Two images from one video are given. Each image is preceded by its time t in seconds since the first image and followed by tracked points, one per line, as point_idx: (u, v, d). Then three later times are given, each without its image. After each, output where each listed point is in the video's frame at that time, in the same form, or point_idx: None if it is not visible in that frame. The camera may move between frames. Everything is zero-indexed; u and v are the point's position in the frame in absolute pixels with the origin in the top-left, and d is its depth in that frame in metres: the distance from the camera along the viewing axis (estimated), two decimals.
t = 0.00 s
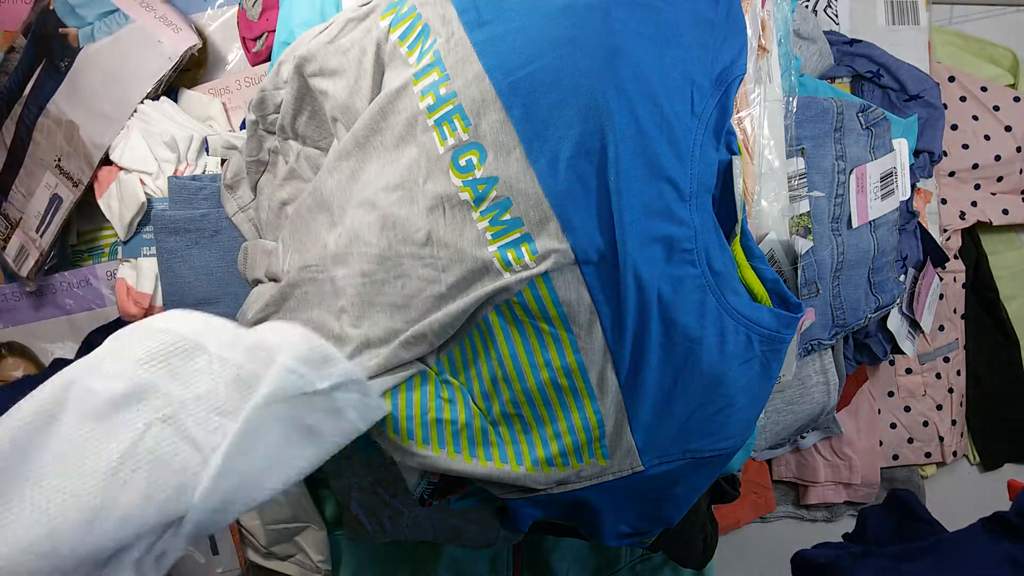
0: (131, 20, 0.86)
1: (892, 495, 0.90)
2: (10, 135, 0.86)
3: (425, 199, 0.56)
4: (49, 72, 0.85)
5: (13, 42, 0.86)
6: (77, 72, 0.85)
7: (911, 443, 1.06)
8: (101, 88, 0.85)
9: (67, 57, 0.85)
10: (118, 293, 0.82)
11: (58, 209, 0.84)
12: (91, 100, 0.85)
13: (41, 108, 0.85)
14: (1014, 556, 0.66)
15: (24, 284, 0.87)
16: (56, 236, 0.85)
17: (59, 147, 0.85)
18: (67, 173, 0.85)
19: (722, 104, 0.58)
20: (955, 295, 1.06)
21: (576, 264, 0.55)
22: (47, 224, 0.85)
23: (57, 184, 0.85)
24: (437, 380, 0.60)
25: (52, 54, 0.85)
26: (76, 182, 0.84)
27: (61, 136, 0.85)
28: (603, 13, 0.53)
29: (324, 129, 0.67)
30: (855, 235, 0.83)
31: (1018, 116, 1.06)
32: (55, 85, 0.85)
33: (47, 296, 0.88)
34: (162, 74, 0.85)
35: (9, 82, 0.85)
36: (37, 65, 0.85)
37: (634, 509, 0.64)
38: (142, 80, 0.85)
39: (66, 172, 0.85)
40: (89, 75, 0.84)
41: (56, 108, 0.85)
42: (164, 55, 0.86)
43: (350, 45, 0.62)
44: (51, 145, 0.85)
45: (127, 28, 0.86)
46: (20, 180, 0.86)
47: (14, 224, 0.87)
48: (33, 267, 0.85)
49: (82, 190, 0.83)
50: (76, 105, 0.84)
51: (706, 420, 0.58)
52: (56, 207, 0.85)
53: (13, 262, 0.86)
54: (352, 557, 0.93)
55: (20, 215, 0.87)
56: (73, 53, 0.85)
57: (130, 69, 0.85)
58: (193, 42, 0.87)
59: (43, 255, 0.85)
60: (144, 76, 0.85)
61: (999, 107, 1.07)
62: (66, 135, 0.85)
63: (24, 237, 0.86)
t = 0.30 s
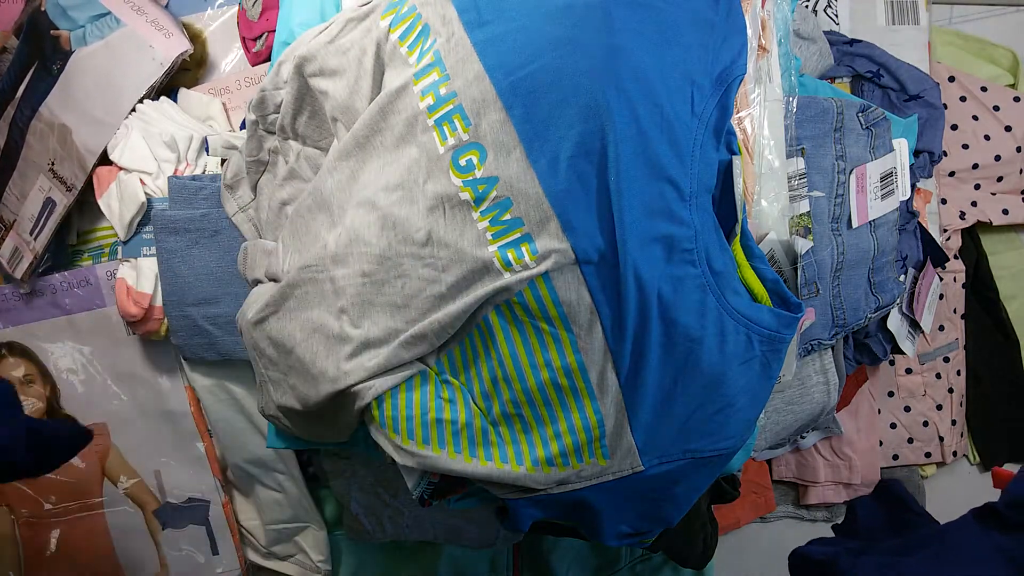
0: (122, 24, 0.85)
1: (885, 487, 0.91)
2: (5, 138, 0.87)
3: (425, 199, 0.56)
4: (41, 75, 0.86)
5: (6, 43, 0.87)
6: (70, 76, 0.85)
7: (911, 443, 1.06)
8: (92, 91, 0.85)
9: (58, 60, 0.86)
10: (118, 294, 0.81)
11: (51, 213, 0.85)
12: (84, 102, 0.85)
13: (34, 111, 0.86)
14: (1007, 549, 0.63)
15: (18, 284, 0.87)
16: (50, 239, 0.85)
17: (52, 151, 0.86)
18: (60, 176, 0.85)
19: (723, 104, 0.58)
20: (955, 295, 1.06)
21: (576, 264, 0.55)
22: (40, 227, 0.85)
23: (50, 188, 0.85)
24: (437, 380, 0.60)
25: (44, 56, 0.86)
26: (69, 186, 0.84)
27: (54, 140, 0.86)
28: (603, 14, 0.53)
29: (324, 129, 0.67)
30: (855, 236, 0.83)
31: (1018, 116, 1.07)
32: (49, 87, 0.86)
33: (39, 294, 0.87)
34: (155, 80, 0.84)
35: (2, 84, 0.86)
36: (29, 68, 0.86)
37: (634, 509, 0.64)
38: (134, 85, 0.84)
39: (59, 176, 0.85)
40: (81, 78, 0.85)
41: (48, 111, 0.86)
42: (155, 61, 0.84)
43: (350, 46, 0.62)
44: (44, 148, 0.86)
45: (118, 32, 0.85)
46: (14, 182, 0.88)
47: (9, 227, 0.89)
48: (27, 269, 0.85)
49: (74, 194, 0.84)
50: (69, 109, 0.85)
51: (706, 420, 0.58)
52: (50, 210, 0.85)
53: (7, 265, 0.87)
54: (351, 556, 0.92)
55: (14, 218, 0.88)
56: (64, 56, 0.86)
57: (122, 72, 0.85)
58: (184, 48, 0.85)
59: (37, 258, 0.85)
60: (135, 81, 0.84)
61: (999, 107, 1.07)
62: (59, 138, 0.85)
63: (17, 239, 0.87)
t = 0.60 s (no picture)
0: (119, 25, 0.85)
1: (884, 490, 0.91)
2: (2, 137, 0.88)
3: (425, 199, 0.56)
4: (38, 75, 0.86)
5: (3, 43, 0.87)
6: (66, 78, 0.85)
7: (911, 443, 1.05)
8: (89, 94, 0.85)
9: (55, 61, 0.86)
10: (118, 294, 0.81)
11: (47, 214, 0.85)
12: (81, 102, 0.85)
13: (31, 111, 0.86)
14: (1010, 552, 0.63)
15: (14, 284, 0.87)
16: (46, 240, 0.85)
17: (48, 152, 0.86)
18: (56, 177, 0.85)
19: (723, 104, 0.58)
20: (955, 295, 1.06)
21: (577, 264, 0.55)
22: (36, 227, 0.85)
23: (46, 189, 0.85)
24: (437, 380, 0.60)
25: (41, 57, 0.86)
26: (65, 188, 0.84)
27: (51, 140, 0.86)
28: (603, 14, 0.53)
29: (323, 129, 0.67)
30: (855, 235, 0.83)
31: (1018, 116, 1.07)
32: (45, 87, 0.86)
33: (35, 293, 0.86)
34: (151, 82, 0.84)
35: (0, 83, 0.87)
36: (25, 68, 0.86)
37: (634, 509, 0.64)
38: (130, 89, 0.84)
39: (56, 177, 0.85)
40: (78, 81, 0.85)
41: (45, 112, 0.86)
42: (152, 64, 0.84)
43: (350, 46, 0.62)
44: (41, 148, 0.86)
45: (115, 33, 0.85)
46: (10, 182, 0.88)
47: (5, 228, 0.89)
48: (23, 270, 0.85)
49: (69, 197, 0.84)
50: (65, 109, 0.85)
51: (706, 420, 0.58)
52: (46, 211, 0.85)
53: (3, 265, 0.87)
54: (352, 556, 0.92)
55: (9, 217, 0.88)
56: (61, 57, 0.86)
57: (118, 74, 0.85)
58: (181, 50, 0.85)
59: (32, 258, 0.85)
60: (132, 85, 0.84)
61: (999, 106, 1.07)
62: (56, 139, 0.85)
63: (13, 239, 0.87)
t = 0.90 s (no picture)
0: (118, 25, 0.85)
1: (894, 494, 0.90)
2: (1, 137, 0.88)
3: (424, 199, 0.55)
4: (37, 75, 0.86)
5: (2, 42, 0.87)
6: (65, 78, 0.85)
7: (912, 443, 1.05)
8: (87, 94, 0.84)
9: (54, 61, 0.86)
10: (117, 294, 0.81)
11: (46, 214, 0.84)
12: (80, 103, 0.85)
13: (29, 111, 0.86)
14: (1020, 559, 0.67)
15: (13, 284, 0.87)
16: (45, 239, 0.85)
17: (47, 152, 0.85)
18: (56, 177, 0.85)
19: (724, 103, 0.57)
20: (956, 295, 1.06)
21: (577, 264, 0.55)
22: (35, 227, 0.85)
23: (46, 188, 0.85)
24: (437, 380, 0.60)
25: (40, 56, 0.86)
26: (64, 188, 0.84)
27: (50, 140, 0.85)
28: (603, 13, 0.53)
29: (323, 129, 0.66)
30: (856, 235, 0.83)
31: (1019, 115, 1.06)
32: (44, 87, 0.86)
33: (34, 294, 0.86)
34: (151, 82, 0.84)
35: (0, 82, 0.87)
36: (25, 67, 0.86)
37: (634, 510, 0.64)
38: (129, 89, 0.84)
39: (55, 177, 0.85)
40: (77, 81, 0.85)
41: (44, 112, 0.86)
42: (151, 64, 0.84)
43: (350, 45, 0.62)
44: (39, 148, 0.86)
45: (113, 33, 0.85)
46: (9, 182, 0.88)
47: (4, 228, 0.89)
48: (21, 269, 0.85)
49: (68, 197, 0.84)
50: (64, 108, 0.85)
51: (706, 421, 0.58)
52: (45, 211, 0.85)
53: (2, 265, 0.87)
54: (351, 557, 0.92)
55: (8, 217, 0.88)
56: (60, 56, 0.86)
57: (117, 74, 0.84)
58: (180, 50, 0.85)
59: (31, 258, 0.85)
60: (131, 86, 0.84)
61: (1000, 106, 1.07)
62: (54, 139, 0.85)
63: (12, 238, 0.87)
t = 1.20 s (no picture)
0: (118, 25, 0.85)
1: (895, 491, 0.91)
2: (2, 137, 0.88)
3: (425, 199, 0.56)
4: (38, 75, 0.86)
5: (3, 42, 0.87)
6: (65, 78, 0.85)
7: (911, 443, 1.05)
8: (87, 95, 0.84)
9: (54, 61, 0.86)
10: (117, 295, 0.82)
11: (47, 214, 0.84)
12: (80, 103, 0.85)
13: (30, 111, 0.86)
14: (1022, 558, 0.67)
15: (14, 284, 0.87)
16: (45, 240, 0.85)
17: (48, 152, 0.85)
18: (56, 177, 0.85)
19: (723, 104, 0.58)
20: (956, 295, 1.06)
21: (576, 264, 0.55)
22: (35, 227, 0.85)
23: (46, 189, 0.85)
24: (437, 380, 0.60)
25: (40, 56, 0.86)
26: (65, 188, 0.84)
27: (50, 140, 0.85)
28: (603, 13, 0.53)
29: (324, 129, 0.67)
30: (855, 235, 0.83)
31: (1018, 115, 1.06)
32: (44, 87, 0.86)
33: (34, 293, 0.86)
34: (151, 82, 0.85)
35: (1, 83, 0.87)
36: (25, 67, 0.86)
37: (634, 510, 0.64)
38: (129, 90, 0.84)
39: (56, 177, 0.85)
40: (77, 81, 0.85)
41: (44, 112, 0.86)
42: (151, 64, 0.85)
43: (350, 45, 0.62)
44: (39, 148, 0.86)
45: (114, 33, 0.85)
46: (9, 183, 0.88)
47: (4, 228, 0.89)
48: (21, 269, 0.85)
49: (69, 198, 0.84)
50: (64, 108, 0.85)
51: (705, 421, 0.58)
52: (45, 211, 0.85)
53: (2, 265, 0.87)
54: (351, 556, 0.93)
55: (8, 218, 0.88)
56: (60, 57, 0.86)
57: (118, 75, 0.85)
58: (181, 50, 0.86)
59: (31, 258, 0.85)
60: (131, 86, 0.84)
61: (1000, 106, 1.07)
62: (55, 139, 0.85)
63: (12, 239, 0.87)
